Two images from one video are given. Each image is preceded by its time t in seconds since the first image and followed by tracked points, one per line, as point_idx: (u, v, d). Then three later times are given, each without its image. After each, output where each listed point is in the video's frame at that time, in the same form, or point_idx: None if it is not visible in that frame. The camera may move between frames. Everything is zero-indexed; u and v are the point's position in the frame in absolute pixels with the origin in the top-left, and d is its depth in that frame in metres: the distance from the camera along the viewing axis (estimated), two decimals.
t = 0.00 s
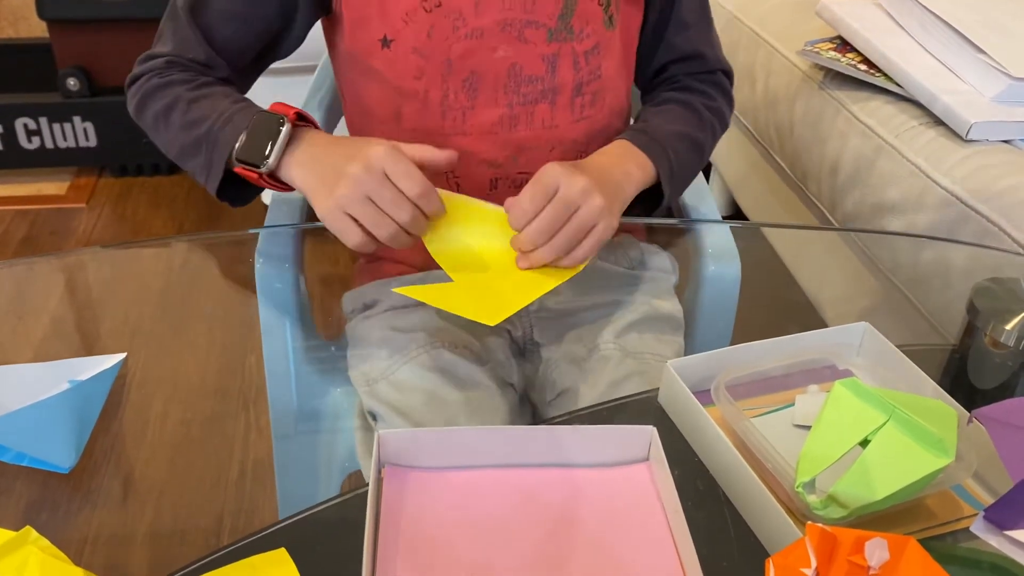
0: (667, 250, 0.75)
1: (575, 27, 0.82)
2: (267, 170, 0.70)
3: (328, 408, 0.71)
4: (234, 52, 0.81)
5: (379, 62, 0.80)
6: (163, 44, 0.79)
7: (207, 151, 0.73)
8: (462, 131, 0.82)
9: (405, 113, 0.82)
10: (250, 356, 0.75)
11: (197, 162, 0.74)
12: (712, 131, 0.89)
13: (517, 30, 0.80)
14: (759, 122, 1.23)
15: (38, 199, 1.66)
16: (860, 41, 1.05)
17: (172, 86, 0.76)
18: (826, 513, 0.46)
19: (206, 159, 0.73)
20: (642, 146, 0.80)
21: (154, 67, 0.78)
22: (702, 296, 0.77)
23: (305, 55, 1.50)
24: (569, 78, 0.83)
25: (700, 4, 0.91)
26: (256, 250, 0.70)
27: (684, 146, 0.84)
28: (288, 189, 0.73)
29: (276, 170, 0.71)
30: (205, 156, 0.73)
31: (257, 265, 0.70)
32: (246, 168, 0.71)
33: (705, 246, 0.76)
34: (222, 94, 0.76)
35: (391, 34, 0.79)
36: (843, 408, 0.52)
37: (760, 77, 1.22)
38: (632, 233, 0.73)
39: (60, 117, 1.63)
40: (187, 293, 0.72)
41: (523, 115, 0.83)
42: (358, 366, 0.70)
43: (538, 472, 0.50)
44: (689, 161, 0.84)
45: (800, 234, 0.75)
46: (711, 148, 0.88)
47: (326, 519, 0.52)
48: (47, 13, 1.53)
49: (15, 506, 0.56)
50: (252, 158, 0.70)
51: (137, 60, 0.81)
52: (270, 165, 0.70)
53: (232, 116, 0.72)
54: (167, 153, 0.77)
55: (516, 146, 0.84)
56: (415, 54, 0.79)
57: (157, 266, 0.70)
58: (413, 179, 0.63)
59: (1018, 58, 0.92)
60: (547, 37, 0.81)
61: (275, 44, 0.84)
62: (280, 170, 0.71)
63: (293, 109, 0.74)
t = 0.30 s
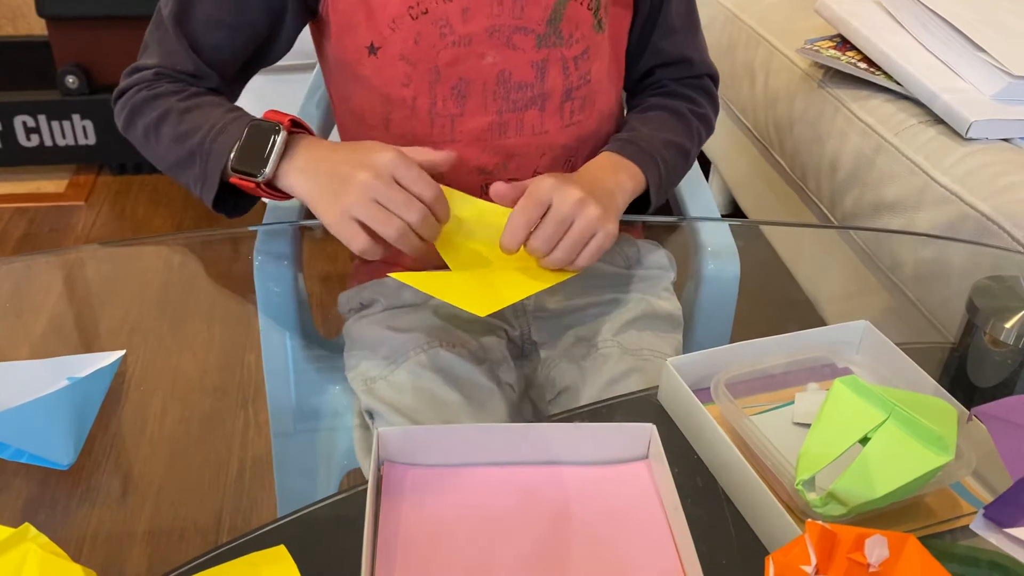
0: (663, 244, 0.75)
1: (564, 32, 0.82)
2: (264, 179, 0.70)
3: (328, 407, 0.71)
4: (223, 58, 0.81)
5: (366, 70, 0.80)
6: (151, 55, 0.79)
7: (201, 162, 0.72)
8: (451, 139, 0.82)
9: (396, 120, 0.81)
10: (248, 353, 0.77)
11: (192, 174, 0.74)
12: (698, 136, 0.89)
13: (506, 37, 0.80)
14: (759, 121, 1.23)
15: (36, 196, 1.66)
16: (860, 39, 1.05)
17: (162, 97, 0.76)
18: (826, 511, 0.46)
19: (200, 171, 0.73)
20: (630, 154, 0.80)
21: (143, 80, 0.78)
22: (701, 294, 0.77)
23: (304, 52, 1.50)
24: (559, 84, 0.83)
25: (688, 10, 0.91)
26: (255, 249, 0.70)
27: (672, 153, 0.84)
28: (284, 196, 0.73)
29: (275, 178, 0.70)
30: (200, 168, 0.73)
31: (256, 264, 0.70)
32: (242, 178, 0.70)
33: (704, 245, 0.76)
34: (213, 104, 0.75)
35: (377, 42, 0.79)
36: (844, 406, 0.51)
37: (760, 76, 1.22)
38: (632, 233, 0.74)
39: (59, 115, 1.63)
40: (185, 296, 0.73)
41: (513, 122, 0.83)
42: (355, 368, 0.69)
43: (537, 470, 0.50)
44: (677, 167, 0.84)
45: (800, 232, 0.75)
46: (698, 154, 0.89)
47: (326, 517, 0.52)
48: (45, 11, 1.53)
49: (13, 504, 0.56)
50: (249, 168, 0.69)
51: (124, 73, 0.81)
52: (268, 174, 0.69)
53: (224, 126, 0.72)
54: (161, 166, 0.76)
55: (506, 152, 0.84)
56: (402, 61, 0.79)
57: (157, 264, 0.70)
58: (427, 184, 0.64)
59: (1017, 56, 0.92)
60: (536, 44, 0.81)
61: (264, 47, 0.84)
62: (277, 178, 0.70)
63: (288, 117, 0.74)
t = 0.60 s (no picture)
0: (660, 245, 0.75)
1: (563, 37, 0.81)
2: (278, 159, 0.70)
3: (326, 405, 0.71)
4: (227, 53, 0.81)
5: (365, 71, 0.80)
6: (154, 48, 0.79)
7: (213, 148, 0.73)
8: (449, 141, 0.82)
9: (395, 121, 0.81)
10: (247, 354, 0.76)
11: (202, 160, 0.75)
12: (691, 143, 0.89)
13: (504, 40, 0.79)
14: (758, 121, 1.23)
15: (36, 196, 1.66)
16: (860, 38, 1.05)
17: (169, 87, 0.76)
18: (826, 510, 0.46)
19: (211, 158, 0.74)
20: (624, 158, 0.81)
21: (149, 71, 0.78)
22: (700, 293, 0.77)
23: (303, 51, 1.49)
24: (556, 87, 0.83)
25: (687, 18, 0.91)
26: (254, 248, 0.70)
27: (664, 158, 0.84)
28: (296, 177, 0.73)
29: (288, 157, 0.71)
30: (212, 154, 0.73)
31: (256, 264, 0.70)
32: (257, 158, 0.70)
33: (703, 244, 0.76)
34: (221, 90, 0.76)
35: (376, 42, 0.79)
36: (844, 405, 0.51)
37: (759, 75, 1.22)
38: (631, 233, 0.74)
39: (58, 114, 1.63)
40: (184, 296, 0.72)
41: (510, 126, 0.83)
42: (355, 366, 0.70)
43: (536, 469, 0.50)
44: (668, 173, 0.84)
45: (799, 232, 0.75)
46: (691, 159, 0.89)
47: (325, 516, 0.52)
48: (45, 11, 1.53)
49: (13, 504, 0.55)
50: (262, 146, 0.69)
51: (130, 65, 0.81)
52: (281, 154, 0.70)
53: (233, 111, 0.72)
54: (172, 154, 0.77)
55: (504, 155, 0.84)
56: (400, 62, 0.79)
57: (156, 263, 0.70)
58: (439, 178, 0.66)
59: (1017, 55, 0.92)
60: (534, 47, 0.81)
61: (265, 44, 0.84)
62: (291, 158, 0.70)
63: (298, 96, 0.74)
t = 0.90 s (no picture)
0: (664, 251, 0.75)
1: (577, 38, 0.82)
2: (284, 163, 0.69)
3: (324, 405, 0.72)
4: (251, 57, 0.81)
5: (381, 66, 0.81)
6: (174, 56, 0.79)
7: (222, 145, 0.71)
8: (463, 138, 0.82)
9: (409, 118, 0.81)
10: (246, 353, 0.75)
11: (213, 162, 0.73)
12: (703, 139, 0.89)
13: (518, 40, 0.80)
14: (758, 121, 1.23)
15: (35, 195, 1.66)
16: (859, 39, 1.05)
17: (184, 89, 0.75)
18: (824, 509, 0.46)
19: (221, 158, 0.72)
20: (626, 145, 0.80)
21: (167, 78, 0.77)
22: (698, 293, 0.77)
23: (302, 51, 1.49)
24: (568, 87, 0.83)
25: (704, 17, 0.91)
26: (252, 248, 0.70)
27: (667, 149, 0.84)
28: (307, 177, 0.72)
29: (295, 159, 0.69)
30: (221, 153, 0.72)
31: (256, 262, 0.69)
32: (264, 166, 0.69)
33: (702, 244, 0.76)
34: (235, 91, 0.75)
35: (393, 39, 0.79)
36: (842, 404, 0.51)
37: (759, 76, 1.22)
38: (637, 239, 0.73)
39: (58, 113, 1.63)
40: (183, 297, 0.72)
41: (523, 124, 0.83)
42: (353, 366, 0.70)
43: (535, 468, 0.50)
44: (672, 163, 0.84)
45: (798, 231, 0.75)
46: (701, 155, 0.88)
47: (323, 516, 0.52)
48: (45, 11, 1.53)
49: (12, 503, 0.55)
50: (266, 150, 0.68)
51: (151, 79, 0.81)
52: (286, 158, 0.69)
53: (244, 107, 0.71)
54: (185, 161, 0.76)
55: (515, 154, 0.83)
56: (414, 59, 0.79)
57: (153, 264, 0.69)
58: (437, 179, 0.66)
59: (1016, 55, 0.92)
60: (548, 48, 0.81)
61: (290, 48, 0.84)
62: (297, 160, 0.69)
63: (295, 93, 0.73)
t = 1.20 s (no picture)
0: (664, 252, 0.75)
1: (583, 41, 0.82)
2: (285, 182, 0.68)
3: (325, 405, 0.72)
4: (260, 64, 0.81)
5: (384, 68, 0.80)
6: (187, 69, 0.78)
7: (230, 171, 0.71)
8: (466, 141, 0.82)
9: (411, 120, 0.82)
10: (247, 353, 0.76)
11: (221, 186, 0.73)
12: (700, 149, 0.89)
13: (524, 42, 0.80)
14: (758, 121, 1.23)
15: (36, 196, 1.66)
16: (860, 39, 1.05)
17: (197, 108, 0.75)
18: (824, 510, 0.46)
19: (228, 182, 0.71)
20: (627, 155, 0.80)
21: (180, 93, 0.77)
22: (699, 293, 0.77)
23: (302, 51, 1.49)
24: (577, 92, 0.83)
25: (698, 26, 0.91)
26: (254, 249, 0.70)
27: (671, 160, 0.84)
28: (308, 209, 0.70)
29: (296, 183, 0.68)
30: (227, 178, 0.71)
31: (256, 261, 0.70)
32: (264, 182, 0.68)
33: (703, 244, 0.76)
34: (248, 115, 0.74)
35: (397, 41, 0.79)
36: (843, 404, 0.52)
37: (759, 76, 1.22)
38: (637, 242, 0.73)
39: (58, 114, 1.63)
40: (184, 295, 0.73)
41: (528, 127, 0.83)
42: (353, 366, 0.69)
43: (536, 469, 0.50)
44: (674, 177, 0.84)
45: (798, 232, 0.75)
46: (698, 167, 0.88)
47: (324, 517, 0.52)
48: (45, 11, 1.53)
49: (12, 503, 0.55)
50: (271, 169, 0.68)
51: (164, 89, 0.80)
52: (288, 177, 0.68)
53: (255, 135, 0.71)
54: (194, 181, 0.75)
55: (519, 158, 0.84)
56: (418, 61, 0.79)
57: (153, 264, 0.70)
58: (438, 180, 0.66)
59: (1016, 55, 0.92)
60: (555, 50, 0.81)
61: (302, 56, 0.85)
62: (298, 183, 0.68)
63: (315, 121, 0.73)
